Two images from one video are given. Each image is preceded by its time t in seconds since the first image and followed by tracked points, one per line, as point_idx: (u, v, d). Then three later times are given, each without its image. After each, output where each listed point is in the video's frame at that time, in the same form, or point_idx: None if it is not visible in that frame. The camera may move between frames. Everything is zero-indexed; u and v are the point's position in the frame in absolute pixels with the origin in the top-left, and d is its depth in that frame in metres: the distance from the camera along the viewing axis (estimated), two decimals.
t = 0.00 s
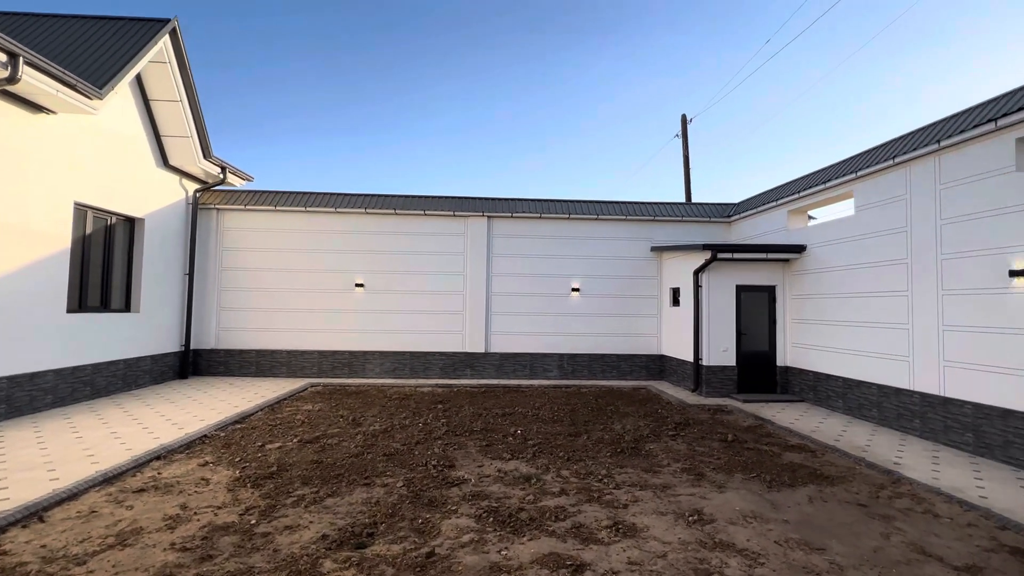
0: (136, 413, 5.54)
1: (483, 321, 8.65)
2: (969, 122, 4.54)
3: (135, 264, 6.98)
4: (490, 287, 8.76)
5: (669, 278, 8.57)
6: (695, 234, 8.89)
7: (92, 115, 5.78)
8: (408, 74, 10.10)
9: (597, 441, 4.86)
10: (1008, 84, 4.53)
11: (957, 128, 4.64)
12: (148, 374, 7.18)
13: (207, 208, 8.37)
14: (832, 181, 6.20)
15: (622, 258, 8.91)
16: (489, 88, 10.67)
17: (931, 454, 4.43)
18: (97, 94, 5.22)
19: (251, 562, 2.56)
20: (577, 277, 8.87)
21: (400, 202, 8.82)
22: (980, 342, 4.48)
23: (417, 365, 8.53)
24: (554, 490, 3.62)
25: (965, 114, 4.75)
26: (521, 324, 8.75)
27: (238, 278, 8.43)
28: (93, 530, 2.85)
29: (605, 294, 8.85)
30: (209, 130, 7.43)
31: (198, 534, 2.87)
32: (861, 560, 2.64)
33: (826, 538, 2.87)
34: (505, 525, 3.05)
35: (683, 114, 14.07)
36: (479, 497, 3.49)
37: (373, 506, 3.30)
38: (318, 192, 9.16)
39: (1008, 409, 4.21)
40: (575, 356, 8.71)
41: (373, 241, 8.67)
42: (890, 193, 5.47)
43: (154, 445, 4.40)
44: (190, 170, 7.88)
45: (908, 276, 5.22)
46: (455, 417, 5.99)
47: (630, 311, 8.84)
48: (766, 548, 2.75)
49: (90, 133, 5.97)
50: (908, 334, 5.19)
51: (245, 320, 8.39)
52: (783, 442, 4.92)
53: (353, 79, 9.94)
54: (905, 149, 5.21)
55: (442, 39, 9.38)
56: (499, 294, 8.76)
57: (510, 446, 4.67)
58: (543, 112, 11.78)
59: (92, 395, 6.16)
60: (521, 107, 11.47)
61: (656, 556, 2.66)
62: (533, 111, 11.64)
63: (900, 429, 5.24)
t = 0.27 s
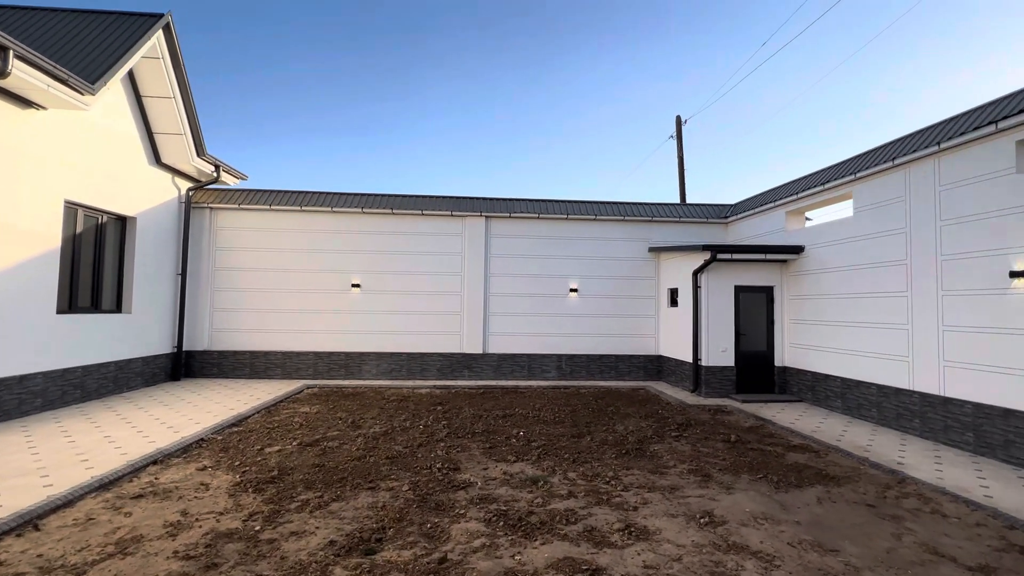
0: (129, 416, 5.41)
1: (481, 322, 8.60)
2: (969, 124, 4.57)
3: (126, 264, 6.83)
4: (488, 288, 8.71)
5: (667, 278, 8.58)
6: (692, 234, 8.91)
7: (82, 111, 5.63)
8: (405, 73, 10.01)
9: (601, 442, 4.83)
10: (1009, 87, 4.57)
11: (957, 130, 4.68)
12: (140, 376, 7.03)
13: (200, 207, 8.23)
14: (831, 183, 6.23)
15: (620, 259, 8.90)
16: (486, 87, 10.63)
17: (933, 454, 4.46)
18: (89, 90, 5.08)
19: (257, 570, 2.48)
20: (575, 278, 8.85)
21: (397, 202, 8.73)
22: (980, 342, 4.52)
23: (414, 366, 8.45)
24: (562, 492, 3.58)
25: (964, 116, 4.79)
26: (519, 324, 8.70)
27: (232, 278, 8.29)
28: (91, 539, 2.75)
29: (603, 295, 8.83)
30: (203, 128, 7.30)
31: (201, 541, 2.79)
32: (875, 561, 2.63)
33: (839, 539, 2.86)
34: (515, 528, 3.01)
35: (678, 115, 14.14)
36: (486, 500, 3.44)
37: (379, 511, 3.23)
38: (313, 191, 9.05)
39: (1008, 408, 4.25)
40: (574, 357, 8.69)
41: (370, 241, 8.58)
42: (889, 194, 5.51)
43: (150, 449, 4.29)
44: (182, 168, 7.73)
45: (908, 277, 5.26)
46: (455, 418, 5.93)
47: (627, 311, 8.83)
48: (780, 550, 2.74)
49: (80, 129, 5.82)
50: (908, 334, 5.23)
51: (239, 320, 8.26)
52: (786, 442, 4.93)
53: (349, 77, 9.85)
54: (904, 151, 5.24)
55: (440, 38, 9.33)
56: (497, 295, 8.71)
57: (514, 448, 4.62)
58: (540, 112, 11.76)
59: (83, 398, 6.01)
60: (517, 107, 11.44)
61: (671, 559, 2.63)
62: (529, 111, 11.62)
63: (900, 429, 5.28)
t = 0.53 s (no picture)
0: (124, 420, 5.30)
1: (480, 323, 8.55)
2: (971, 128, 4.62)
3: (120, 264, 6.70)
4: (487, 289, 8.67)
5: (665, 280, 8.59)
6: (691, 236, 8.94)
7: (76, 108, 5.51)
8: (402, 72, 9.94)
9: (605, 444, 4.81)
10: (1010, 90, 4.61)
11: (958, 133, 4.72)
12: (133, 378, 6.90)
13: (194, 206, 8.10)
14: (831, 185, 6.27)
15: (619, 260, 8.90)
16: (484, 87, 10.59)
17: (935, 454, 4.49)
18: (83, 87, 4.97)
19: None
20: (574, 279, 8.83)
21: (395, 202, 8.66)
22: (981, 343, 4.55)
23: (412, 368, 8.39)
24: (571, 496, 3.55)
25: (965, 119, 4.84)
26: (518, 325, 8.67)
27: (227, 279, 8.17)
28: (93, 548, 2.68)
29: (602, 296, 8.83)
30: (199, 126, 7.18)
31: (207, 549, 2.72)
32: (890, 564, 2.63)
33: (853, 541, 2.85)
34: (527, 533, 2.97)
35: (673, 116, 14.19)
36: (496, 505, 3.40)
37: (388, 516, 3.18)
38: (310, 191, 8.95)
39: (1009, 409, 4.29)
40: (573, 358, 8.67)
41: (367, 242, 8.49)
42: (889, 196, 5.55)
43: (148, 454, 4.20)
44: (177, 167, 7.61)
45: (908, 279, 5.30)
46: (457, 420, 5.88)
47: (626, 312, 8.84)
48: (795, 554, 2.73)
49: (73, 127, 5.69)
50: (908, 335, 5.27)
51: (235, 322, 8.14)
52: (789, 443, 4.94)
53: (345, 76, 9.76)
54: (905, 153, 5.28)
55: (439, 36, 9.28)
56: (495, 296, 8.67)
57: (519, 451, 4.58)
58: (537, 113, 11.74)
59: (75, 402, 5.88)
60: (514, 108, 11.41)
61: (687, 564, 2.61)
62: (527, 111, 11.61)
63: (901, 430, 5.32)
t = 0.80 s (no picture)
0: (115, 425, 5.15)
1: (477, 324, 8.49)
2: (969, 131, 4.67)
3: (109, 265, 6.53)
4: (484, 289, 8.61)
5: (662, 281, 8.61)
6: (687, 237, 8.96)
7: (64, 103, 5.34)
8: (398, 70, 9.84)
9: (609, 446, 4.78)
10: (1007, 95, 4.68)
11: (957, 137, 4.78)
12: (122, 382, 6.72)
13: (185, 205, 7.93)
14: (828, 187, 6.31)
15: (615, 261, 8.89)
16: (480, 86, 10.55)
17: (935, 455, 4.53)
18: (73, 82, 4.82)
19: None
20: (571, 280, 8.81)
21: (391, 202, 8.56)
22: (979, 344, 4.60)
23: (409, 370, 8.30)
24: (580, 500, 3.51)
25: (963, 122, 4.90)
26: (515, 326, 8.62)
27: (219, 279, 8.02)
28: (90, 560, 2.57)
29: (599, 297, 8.82)
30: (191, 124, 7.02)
31: (211, 560, 2.63)
32: (904, 566, 2.63)
33: (865, 544, 2.85)
34: (539, 540, 2.93)
35: (667, 118, 14.27)
36: (504, 510, 3.34)
37: (395, 523, 3.11)
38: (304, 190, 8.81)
39: (1008, 409, 4.34)
40: (570, 359, 8.65)
41: (363, 242, 8.39)
42: (887, 199, 5.61)
43: (142, 461, 4.07)
44: (168, 164, 7.44)
45: (906, 280, 5.36)
46: (457, 423, 5.82)
47: (623, 313, 8.83)
48: (809, 557, 2.71)
49: (61, 123, 5.52)
50: (906, 337, 5.33)
51: (227, 323, 7.99)
52: (791, 444, 4.95)
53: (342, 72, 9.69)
54: (903, 156, 5.34)
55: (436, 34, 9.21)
56: (492, 297, 8.61)
57: (523, 454, 4.53)
58: (534, 112, 11.75)
59: (63, 406, 5.71)
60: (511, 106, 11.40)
61: (703, 569, 2.58)
62: (524, 108, 11.63)
63: (899, 430, 5.36)
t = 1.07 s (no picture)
0: (103, 427, 5.02)
1: (472, 324, 8.42)
2: (966, 131, 4.70)
3: (96, 263, 6.37)
4: (479, 289, 8.54)
5: (658, 280, 8.60)
6: (683, 236, 8.97)
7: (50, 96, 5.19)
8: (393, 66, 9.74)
9: (608, 446, 4.74)
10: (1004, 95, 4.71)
11: (954, 136, 4.81)
12: (110, 383, 6.56)
13: (175, 203, 7.77)
14: (825, 186, 6.34)
15: (611, 260, 8.87)
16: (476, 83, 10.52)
17: (933, 453, 4.55)
18: (59, 74, 4.67)
19: None
20: (567, 279, 8.77)
21: (385, 200, 8.46)
22: (975, 343, 4.63)
23: (403, 370, 8.20)
24: (582, 501, 3.45)
25: (959, 122, 4.93)
26: (511, 326, 8.56)
27: (210, 278, 7.87)
28: (79, 568, 2.47)
29: (595, 296, 8.78)
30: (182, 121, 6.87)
31: (206, 567, 2.54)
32: (912, 566, 2.61)
33: (872, 544, 2.83)
34: (544, 542, 2.87)
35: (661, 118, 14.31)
36: (506, 512, 3.28)
37: (396, 527, 3.04)
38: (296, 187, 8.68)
39: (1004, 407, 4.36)
40: (566, 359, 8.61)
41: (357, 241, 8.28)
42: (884, 198, 5.63)
43: (132, 464, 3.95)
44: (156, 161, 7.28)
45: (902, 280, 5.38)
46: (454, 423, 5.75)
47: (619, 312, 8.81)
48: (817, 558, 2.69)
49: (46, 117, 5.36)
50: (902, 336, 5.35)
51: (218, 323, 7.85)
52: (790, 444, 4.95)
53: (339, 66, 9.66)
54: (900, 156, 5.37)
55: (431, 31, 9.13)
56: (488, 297, 8.55)
57: (523, 455, 4.47)
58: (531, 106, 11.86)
59: (48, 408, 5.56)
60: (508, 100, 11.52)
61: (711, 571, 2.54)
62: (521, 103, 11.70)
63: (895, 428, 5.38)
